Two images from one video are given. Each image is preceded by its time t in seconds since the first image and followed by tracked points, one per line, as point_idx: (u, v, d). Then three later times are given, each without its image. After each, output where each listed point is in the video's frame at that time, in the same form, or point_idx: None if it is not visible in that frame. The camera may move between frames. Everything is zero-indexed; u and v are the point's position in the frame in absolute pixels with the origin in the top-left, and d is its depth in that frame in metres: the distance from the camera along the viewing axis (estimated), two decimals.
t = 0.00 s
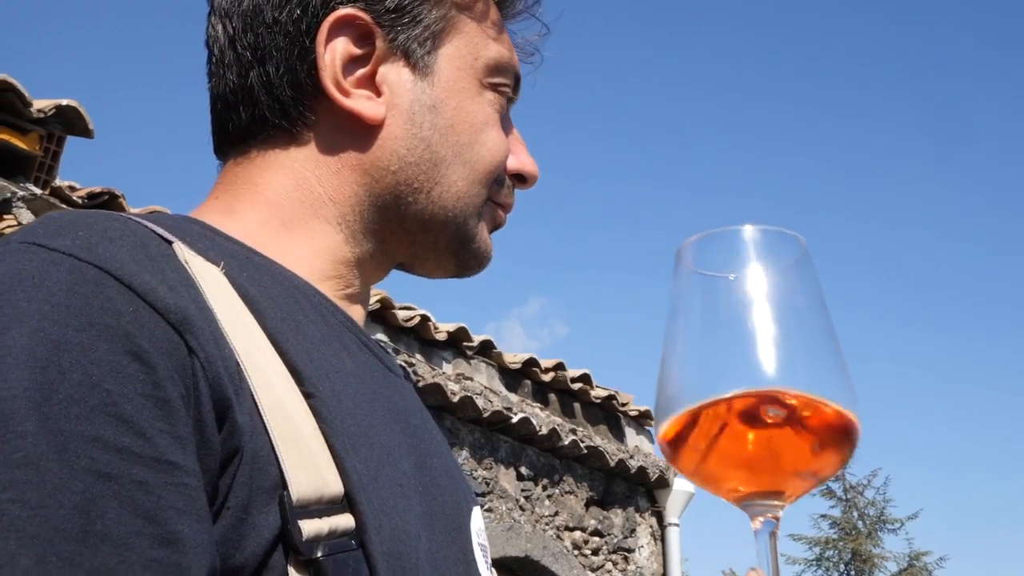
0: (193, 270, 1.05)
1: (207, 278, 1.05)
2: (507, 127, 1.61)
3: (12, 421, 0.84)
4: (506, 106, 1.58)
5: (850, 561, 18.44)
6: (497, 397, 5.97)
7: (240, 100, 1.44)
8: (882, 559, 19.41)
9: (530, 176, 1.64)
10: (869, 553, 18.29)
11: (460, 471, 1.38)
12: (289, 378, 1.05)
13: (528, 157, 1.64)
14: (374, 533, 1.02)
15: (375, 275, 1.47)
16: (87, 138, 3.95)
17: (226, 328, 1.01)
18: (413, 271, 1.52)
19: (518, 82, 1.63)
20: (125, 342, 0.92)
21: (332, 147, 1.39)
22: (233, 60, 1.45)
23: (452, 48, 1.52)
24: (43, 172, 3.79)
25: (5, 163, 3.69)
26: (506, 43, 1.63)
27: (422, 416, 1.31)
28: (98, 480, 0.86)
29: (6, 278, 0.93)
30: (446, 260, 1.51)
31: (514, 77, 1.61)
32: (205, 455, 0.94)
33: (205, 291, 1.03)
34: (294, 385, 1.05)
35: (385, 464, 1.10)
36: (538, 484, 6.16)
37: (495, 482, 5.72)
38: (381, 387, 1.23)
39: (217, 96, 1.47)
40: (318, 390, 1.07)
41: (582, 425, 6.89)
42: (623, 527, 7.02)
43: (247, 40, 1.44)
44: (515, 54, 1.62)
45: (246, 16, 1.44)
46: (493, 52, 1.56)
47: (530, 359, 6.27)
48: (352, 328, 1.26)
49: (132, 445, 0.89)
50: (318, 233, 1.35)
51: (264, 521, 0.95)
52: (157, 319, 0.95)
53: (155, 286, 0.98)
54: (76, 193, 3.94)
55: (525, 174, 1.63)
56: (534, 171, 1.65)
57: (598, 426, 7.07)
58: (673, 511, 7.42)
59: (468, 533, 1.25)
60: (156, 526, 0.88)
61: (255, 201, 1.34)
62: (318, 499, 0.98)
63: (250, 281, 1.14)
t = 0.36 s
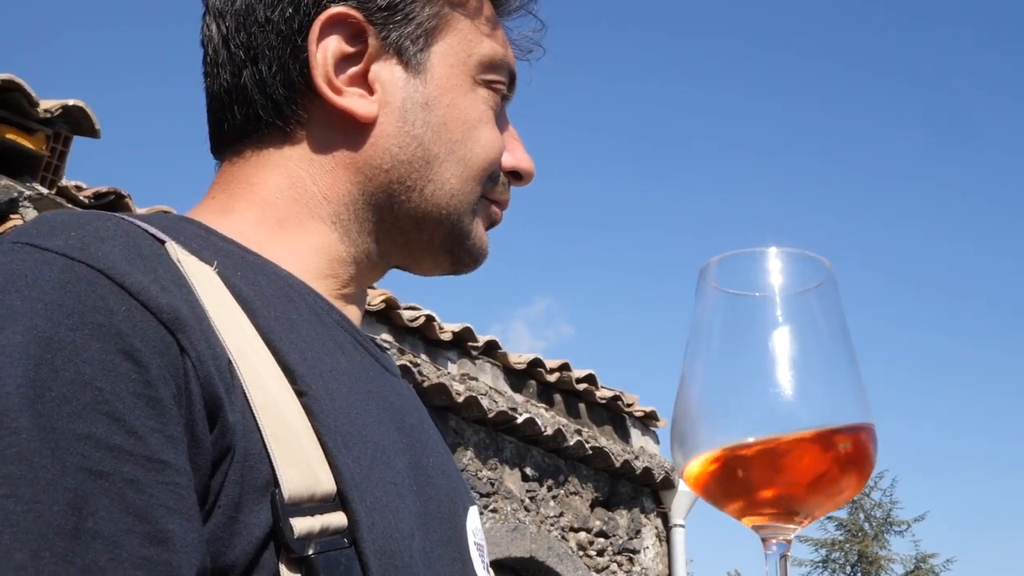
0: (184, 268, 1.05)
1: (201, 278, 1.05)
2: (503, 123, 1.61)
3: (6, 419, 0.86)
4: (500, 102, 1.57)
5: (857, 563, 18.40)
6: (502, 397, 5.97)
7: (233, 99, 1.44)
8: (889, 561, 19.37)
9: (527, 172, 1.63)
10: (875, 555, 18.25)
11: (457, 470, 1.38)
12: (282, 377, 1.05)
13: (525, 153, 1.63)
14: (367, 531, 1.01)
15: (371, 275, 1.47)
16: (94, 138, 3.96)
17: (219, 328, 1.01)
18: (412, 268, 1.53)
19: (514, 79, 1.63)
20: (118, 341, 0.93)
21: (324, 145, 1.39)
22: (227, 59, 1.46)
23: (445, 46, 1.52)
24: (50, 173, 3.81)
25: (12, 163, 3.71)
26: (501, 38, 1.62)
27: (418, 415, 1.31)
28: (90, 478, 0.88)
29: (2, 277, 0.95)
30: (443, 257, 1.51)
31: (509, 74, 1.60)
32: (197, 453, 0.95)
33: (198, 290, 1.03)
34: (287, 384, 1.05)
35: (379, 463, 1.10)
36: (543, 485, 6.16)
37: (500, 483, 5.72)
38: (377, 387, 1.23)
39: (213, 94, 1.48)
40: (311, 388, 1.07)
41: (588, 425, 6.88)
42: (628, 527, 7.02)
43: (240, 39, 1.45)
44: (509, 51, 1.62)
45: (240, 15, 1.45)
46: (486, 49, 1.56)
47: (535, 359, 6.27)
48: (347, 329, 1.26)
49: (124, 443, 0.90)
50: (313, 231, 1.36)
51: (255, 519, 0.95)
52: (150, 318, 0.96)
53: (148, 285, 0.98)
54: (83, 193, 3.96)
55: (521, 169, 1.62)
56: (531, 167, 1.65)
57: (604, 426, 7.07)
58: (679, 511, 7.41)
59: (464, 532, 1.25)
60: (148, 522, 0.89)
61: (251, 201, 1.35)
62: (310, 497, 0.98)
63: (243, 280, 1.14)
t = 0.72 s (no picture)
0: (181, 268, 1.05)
1: (197, 277, 1.06)
2: (501, 118, 1.60)
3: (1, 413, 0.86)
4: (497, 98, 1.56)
5: (865, 564, 18.36)
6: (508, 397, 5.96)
7: (229, 98, 1.45)
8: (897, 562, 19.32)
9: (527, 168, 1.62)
10: (884, 556, 18.21)
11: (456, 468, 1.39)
12: (277, 376, 1.05)
13: (524, 148, 1.63)
14: (361, 529, 1.02)
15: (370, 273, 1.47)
16: (102, 138, 3.97)
17: (214, 326, 1.01)
18: (411, 264, 1.53)
19: (511, 74, 1.62)
20: (113, 338, 0.93)
21: (319, 143, 1.40)
22: (222, 58, 1.46)
23: (439, 42, 1.51)
24: (58, 173, 3.83)
25: (20, 163, 3.72)
26: (498, 33, 1.61)
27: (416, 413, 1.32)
28: (82, 473, 0.88)
29: None
30: (440, 251, 1.51)
31: (506, 70, 1.59)
32: (190, 451, 0.95)
33: (195, 289, 1.04)
34: (281, 382, 1.05)
35: (375, 461, 1.10)
36: (550, 485, 6.16)
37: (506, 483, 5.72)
38: (374, 385, 1.23)
39: (208, 94, 1.48)
40: (306, 386, 1.07)
41: (594, 425, 6.88)
42: (635, 528, 7.01)
43: (235, 38, 1.45)
44: (506, 45, 1.61)
45: (234, 14, 1.45)
46: (482, 44, 1.55)
47: (542, 359, 6.26)
48: (345, 327, 1.26)
49: (117, 439, 0.90)
50: (310, 228, 1.36)
51: (248, 517, 0.95)
52: (144, 316, 0.96)
53: (143, 283, 0.99)
54: (91, 192, 3.97)
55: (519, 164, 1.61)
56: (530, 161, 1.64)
57: (611, 426, 7.06)
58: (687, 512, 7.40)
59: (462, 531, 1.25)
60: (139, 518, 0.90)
61: (249, 200, 1.35)
62: (304, 495, 0.98)
63: (239, 278, 1.15)
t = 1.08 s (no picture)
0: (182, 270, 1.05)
1: (198, 278, 1.06)
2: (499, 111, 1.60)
3: None
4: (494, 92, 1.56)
5: (870, 564, 18.33)
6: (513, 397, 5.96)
7: (227, 101, 1.45)
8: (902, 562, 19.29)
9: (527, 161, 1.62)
10: (889, 556, 18.18)
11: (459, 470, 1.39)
12: (275, 377, 1.05)
13: (523, 141, 1.62)
14: (361, 530, 1.02)
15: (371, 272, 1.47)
16: (106, 140, 3.98)
17: (212, 326, 1.02)
18: (413, 261, 1.53)
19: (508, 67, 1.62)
20: (108, 337, 0.93)
21: (318, 143, 1.40)
22: (218, 62, 1.46)
23: (434, 39, 1.50)
24: (62, 174, 3.83)
25: (25, 165, 3.73)
26: (493, 26, 1.60)
27: (416, 414, 1.32)
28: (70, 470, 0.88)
29: None
30: (442, 247, 1.51)
31: (501, 63, 1.59)
32: (181, 452, 0.95)
33: (193, 290, 1.04)
34: (280, 384, 1.05)
35: (374, 462, 1.10)
36: (554, 485, 6.16)
37: (510, 483, 5.71)
38: (374, 387, 1.23)
39: (205, 98, 1.48)
40: (304, 388, 1.07)
41: (598, 426, 6.87)
42: (640, 528, 7.00)
43: (231, 41, 1.45)
44: (501, 39, 1.60)
45: (229, 17, 1.45)
46: (477, 39, 1.54)
47: (546, 359, 6.26)
48: (345, 328, 1.26)
49: (106, 437, 0.91)
50: (309, 229, 1.36)
51: (247, 518, 0.95)
52: (139, 316, 0.96)
53: (140, 284, 0.99)
54: (95, 193, 3.98)
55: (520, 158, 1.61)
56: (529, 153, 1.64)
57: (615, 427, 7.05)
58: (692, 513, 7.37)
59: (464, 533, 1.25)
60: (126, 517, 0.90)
61: (249, 200, 1.35)
62: (303, 497, 0.98)
63: (240, 280, 1.15)
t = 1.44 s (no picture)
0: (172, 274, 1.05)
1: (188, 280, 1.06)
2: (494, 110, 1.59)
3: None
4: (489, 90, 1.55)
5: (875, 565, 18.29)
6: (516, 399, 5.96)
7: (221, 103, 1.45)
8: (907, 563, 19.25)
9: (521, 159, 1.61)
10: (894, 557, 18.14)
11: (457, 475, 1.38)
12: (267, 379, 1.05)
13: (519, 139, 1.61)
14: (352, 533, 1.02)
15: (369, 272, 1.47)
16: (109, 142, 3.98)
17: (201, 330, 1.02)
18: (412, 261, 1.52)
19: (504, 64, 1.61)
20: (92, 341, 0.93)
21: (312, 144, 1.40)
22: (214, 65, 1.47)
23: (428, 37, 1.50)
24: (65, 176, 3.84)
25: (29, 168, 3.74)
26: (488, 23, 1.59)
27: (413, 417, 1.31)
28: (49, 472, 0.88)
29: None
30: (438, 247, 1.50)
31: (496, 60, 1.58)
32: (161, 458, 0.95)
33: (183, 293, 1.04)
34: (273, 388, 1.05)
35: (368, 464, 1.10)
36: (556, 487, 6.15)
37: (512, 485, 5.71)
38: (368, 390, 1.22)
39: (201, 101, 1.48)
40: (296, 390, 1.07)
41: (602, 427, 6.87)
42: (643, 531, 6.99)
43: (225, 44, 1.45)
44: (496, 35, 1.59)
45: (222, 20, 1.45)
46: (472, 36, 1.54)
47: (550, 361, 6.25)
48: (340, 331, 1.25)
49: (85, 439, 0.90)
50: (304, 230, 1.36)
51: (234, 522, 0.95)
52: (125, 321, 0.96)
53: (127, 289, 0.99)
54: (99, 195, 3.99)
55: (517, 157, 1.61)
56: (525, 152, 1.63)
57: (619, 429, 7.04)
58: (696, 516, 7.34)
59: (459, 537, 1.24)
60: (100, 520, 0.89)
61: (244, 202, 1.35)
62: (292, 500, 0.97)
63: (233, 284, 1.14)
